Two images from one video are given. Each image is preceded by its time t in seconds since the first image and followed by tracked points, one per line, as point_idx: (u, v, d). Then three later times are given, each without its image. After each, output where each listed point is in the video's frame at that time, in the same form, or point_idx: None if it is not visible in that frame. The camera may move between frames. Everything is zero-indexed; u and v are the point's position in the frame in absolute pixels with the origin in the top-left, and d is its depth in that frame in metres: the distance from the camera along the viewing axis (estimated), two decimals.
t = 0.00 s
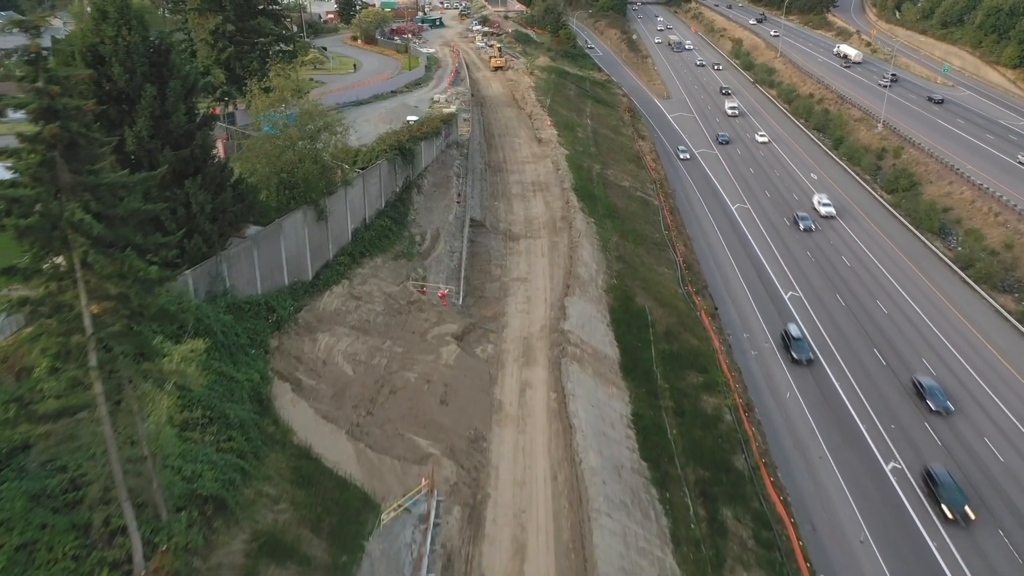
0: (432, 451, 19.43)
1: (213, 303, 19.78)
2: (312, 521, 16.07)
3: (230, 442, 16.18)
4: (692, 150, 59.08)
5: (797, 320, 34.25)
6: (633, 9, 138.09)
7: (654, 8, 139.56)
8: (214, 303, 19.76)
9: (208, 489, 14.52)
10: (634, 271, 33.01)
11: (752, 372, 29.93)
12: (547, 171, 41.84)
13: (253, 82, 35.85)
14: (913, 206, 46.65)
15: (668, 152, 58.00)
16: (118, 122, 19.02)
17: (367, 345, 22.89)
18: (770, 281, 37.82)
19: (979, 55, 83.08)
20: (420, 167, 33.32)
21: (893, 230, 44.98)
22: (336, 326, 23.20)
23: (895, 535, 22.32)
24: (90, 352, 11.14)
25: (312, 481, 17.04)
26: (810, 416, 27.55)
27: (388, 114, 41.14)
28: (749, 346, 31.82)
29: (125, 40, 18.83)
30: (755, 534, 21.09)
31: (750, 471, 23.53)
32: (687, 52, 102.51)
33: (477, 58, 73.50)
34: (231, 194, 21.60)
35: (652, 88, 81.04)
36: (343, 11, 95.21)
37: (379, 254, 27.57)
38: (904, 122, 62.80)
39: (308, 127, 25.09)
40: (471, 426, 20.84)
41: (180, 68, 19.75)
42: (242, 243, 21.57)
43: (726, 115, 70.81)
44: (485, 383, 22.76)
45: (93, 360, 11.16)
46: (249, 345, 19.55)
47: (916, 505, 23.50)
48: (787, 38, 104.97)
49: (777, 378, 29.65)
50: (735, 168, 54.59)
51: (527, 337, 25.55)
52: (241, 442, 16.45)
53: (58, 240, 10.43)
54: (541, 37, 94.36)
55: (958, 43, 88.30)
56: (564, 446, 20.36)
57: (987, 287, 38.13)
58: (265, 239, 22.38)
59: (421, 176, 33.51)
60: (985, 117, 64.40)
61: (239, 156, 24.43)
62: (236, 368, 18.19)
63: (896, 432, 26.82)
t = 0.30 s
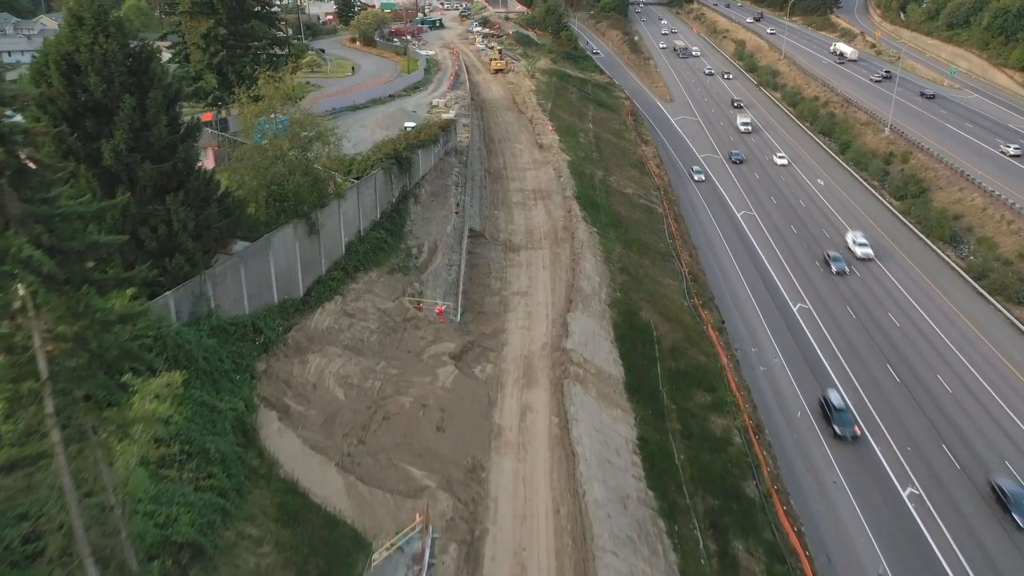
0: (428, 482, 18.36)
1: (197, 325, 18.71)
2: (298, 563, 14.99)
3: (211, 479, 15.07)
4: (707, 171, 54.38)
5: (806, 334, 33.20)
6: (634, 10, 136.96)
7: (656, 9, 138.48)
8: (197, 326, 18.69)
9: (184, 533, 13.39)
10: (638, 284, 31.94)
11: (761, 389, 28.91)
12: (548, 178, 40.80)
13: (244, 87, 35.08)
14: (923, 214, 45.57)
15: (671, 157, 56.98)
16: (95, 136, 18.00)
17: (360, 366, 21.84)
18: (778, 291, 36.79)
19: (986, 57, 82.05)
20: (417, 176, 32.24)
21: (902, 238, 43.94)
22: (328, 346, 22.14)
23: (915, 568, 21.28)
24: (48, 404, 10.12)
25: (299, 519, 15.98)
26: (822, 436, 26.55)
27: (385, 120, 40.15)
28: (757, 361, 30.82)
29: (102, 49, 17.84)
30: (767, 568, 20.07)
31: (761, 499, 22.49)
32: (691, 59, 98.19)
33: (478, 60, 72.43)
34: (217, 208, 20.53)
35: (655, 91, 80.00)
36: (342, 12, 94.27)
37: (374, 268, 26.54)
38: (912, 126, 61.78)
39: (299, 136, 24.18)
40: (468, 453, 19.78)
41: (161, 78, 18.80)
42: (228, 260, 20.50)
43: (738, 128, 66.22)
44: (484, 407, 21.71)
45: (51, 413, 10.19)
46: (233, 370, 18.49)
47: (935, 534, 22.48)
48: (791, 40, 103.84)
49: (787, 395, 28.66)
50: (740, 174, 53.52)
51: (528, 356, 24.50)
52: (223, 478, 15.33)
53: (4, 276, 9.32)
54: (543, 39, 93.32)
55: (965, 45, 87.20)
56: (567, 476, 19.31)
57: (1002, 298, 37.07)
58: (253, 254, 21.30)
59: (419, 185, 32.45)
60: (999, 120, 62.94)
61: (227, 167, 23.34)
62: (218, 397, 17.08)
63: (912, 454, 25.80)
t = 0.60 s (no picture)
0: (423, 515, 17.37)
1: (180, 349, 17.73)
2: None
3: (190, 519, 14.01)
4: (718, 187, 51.15)
5: (816, 348, 32.27)
6: (636, 11, 135.96)
7: (658, 10, 137.46)
8: (180, 350, 17.70)
9: None
10: (643, 297, 30.98)
11: (770, 408, 28.01)
12: (549, 186, 39.81)
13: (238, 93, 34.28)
14: (933, 221, 44.59)
15: (675, 162, 56.06)
16: (71, 150, 17.04)
17: (354, 388, 20.87)
18: (786, 303, 35.86)
19: (993, 59, 81.02)
20: (415, 185, 31.30)
21: (912, 247, 43.01)
22: (320, 368, 21.19)
23: None
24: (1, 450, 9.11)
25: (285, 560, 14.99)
26: (834, 459, 25.67)
27: (382, 126, 39.18)
28: (766, 378, 29.94)
29: (79, 58, 16.88)
30: None
31: (773, 528, 21.51)
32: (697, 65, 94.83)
33: (478, 63, 71.45)
34: (202, 225, 19.58)
35: (657, 94, 79.00)
36: (341, 14, 93.43)
37: (369, 283, 25.61)
38: (919, 130, 60.86)
39: (291, 148, 23.27)
40: (466, 483, 18.80)
41: (142, 89, 17.80)
42: (215, 279, 19.53)
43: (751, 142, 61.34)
44: (483, 432, 20.72)
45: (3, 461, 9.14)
46: (218, 398, 17.52)
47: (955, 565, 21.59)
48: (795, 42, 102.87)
49: (797, 414, 27.77)
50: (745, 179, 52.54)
51: (529, 376, 23.52)
52: (203, 518, 14.27)
53: None
54: (544, 41, 92.40)
55: (971, 47, 86.17)
56: (570, 508, 18.33)
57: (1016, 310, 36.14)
58: (241, 272, 20.34)
59: (417, 195, 31.48)
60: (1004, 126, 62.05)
61: (215, 178, 22.40)
62: (200, 428, 16.12)
63: (928, 478, 24.91)
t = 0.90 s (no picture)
0: (417, 557, 16.27)
1: (159, 380, 16.66)
2: None
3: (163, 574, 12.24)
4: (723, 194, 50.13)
5: (826, 365, 31.24)
6: (638, 12, 134.99)
7: (660, 12, 136.41)
8: (159, 381, 16.63)
9: None
10: (648, 313, 29.90)
11: (780, 431, 27.01)
12: (551, 195, 38.78)
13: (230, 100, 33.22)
14: (944, 231, 43.49)
15: (678, 168, 55.04)
16: (41, 170, 16.01)
17: (346, 416, 19.81)
18: (794, 316, 34.83)
19: (1000, 63, 79.92)
20: (412, 197, 30.27)
21: (923, 258, 41.97)
22: (310, 394, 20.13)
23: None
24: None
25: None
26: (848, 486, 24.66)
27: (379, 134, 38.14)
28: (776, 398, 28.90)
29: (50, 71, 15.83)
30: None
31: (786, 564, 20.43)
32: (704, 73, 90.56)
33: (478, 67, 70.44)
34: (184, 246, 18.50)
35: (660, 97, 77.95)
36: (340, 16, 92.57)
37: (363, 302, 24.57)
38: (927, 135, 59.80)
39: (280, 161, 22.24)
40: (463, 520, 17.71)
41: (119, 104, 16.80)
42: (199, 302, 18.49)
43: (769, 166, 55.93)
44: (481, 463, 19.63)
45: None
46: (198, 432, 16.46)
47: None
48: (799, 44, 101.70)
49: (808, 437, 26.74)
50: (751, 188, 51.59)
51: (529, 401, 22.45)
52: None
53: None
54: (545, 43, 91.40)
55: (977, 50, 85.02)
56: (574, 548, 17.23)
57: None
58: (227, 294, 19.28)
59: (414, 207, 30.43)
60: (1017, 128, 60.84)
61: (200, 195, 21.35)
62: (176, 469, 14.93)
63: (947, 506, 23.89)
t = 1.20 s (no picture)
0: None
1: (135, 417, 15.62)
2: None
3: None
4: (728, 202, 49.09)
5: (837, 384, 30.21)
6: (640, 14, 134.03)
7: (661, 13, 135.41)
8: (135, 419, 15.58)
9: None
10: (653, 331, 28.84)
11: (792, 456, 25.99)
12: (552, 205, 37.73)
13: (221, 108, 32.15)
14: (956, 241, 42.42)
15: (682, 175, 54.00)
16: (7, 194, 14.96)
17: (336, 449, 18.77)
18: (803, 332, 33.79)
19: (1007, 66, 78.84)
20: (408, 211, 29.26)
21: (934, 269, 40.91)
22: (299, 425, 19.09)
23: None
24: None
25: None
26: (863, 516, 23.68)
27: (376, 142, 37.11)
28: (786, 420, 27.89)
29: (17, 87, 14.77)
30: None
31: None
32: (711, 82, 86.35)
33: (479, 70, 69.40)
34: (164, 271, 17.45)
35: (663, 101, 76.95)
36: (339, 18, 91.56)
37: (356, 322, 23.54)
38: (934, 141, 58.73)
39: (268, 177, 21.22)
40: (460, 563, 16.61)
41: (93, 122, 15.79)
42: (180, 330, 17.44)
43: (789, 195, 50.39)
44: (479, 499, 18.56)
45: None
46: (175, 473, 15.42)
47: None
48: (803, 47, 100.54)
49: (821, 462, 25.71)
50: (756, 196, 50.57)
51: (530, 429, 21.37)
52: None
53: None
54: (546, 46, 90.40)
55: (984, 54, 83.95)
56: None
57: None
58: (210, 321, 18.25)
59: (411, 221, 29.40)
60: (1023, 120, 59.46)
61: (184, 214, 20.32)
62: (149, 517, 13.85)
63: (967, 538, 22.89)
